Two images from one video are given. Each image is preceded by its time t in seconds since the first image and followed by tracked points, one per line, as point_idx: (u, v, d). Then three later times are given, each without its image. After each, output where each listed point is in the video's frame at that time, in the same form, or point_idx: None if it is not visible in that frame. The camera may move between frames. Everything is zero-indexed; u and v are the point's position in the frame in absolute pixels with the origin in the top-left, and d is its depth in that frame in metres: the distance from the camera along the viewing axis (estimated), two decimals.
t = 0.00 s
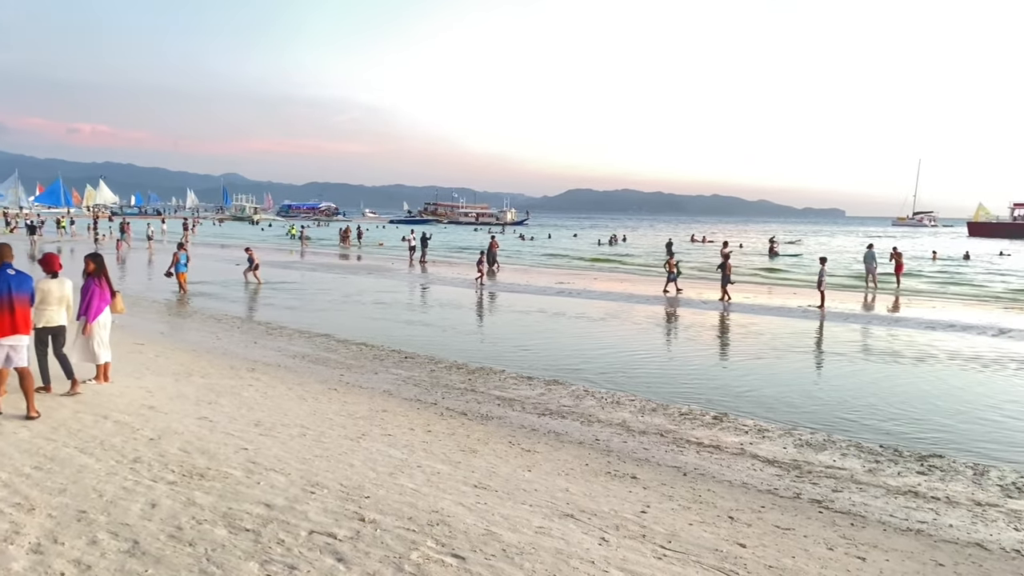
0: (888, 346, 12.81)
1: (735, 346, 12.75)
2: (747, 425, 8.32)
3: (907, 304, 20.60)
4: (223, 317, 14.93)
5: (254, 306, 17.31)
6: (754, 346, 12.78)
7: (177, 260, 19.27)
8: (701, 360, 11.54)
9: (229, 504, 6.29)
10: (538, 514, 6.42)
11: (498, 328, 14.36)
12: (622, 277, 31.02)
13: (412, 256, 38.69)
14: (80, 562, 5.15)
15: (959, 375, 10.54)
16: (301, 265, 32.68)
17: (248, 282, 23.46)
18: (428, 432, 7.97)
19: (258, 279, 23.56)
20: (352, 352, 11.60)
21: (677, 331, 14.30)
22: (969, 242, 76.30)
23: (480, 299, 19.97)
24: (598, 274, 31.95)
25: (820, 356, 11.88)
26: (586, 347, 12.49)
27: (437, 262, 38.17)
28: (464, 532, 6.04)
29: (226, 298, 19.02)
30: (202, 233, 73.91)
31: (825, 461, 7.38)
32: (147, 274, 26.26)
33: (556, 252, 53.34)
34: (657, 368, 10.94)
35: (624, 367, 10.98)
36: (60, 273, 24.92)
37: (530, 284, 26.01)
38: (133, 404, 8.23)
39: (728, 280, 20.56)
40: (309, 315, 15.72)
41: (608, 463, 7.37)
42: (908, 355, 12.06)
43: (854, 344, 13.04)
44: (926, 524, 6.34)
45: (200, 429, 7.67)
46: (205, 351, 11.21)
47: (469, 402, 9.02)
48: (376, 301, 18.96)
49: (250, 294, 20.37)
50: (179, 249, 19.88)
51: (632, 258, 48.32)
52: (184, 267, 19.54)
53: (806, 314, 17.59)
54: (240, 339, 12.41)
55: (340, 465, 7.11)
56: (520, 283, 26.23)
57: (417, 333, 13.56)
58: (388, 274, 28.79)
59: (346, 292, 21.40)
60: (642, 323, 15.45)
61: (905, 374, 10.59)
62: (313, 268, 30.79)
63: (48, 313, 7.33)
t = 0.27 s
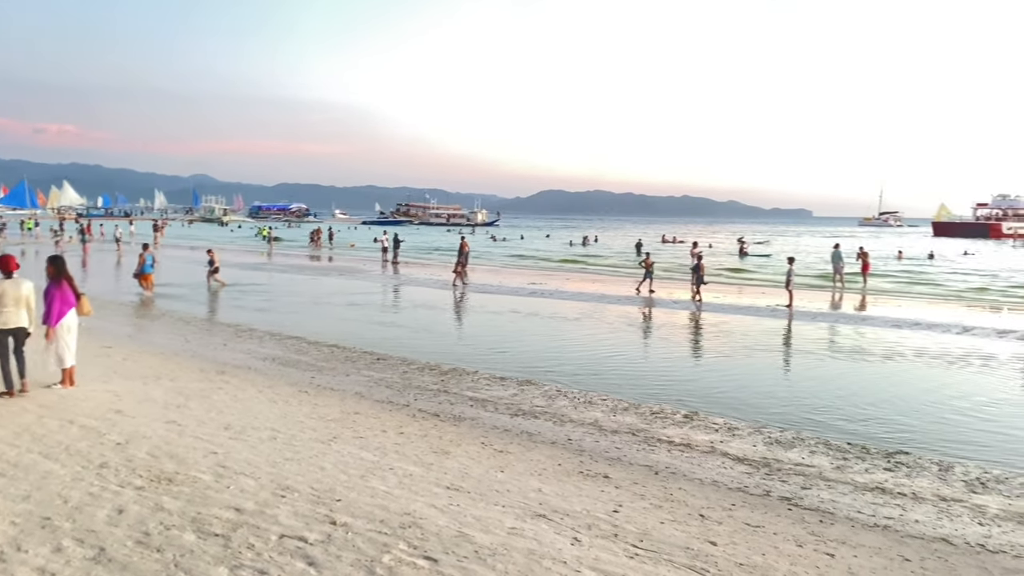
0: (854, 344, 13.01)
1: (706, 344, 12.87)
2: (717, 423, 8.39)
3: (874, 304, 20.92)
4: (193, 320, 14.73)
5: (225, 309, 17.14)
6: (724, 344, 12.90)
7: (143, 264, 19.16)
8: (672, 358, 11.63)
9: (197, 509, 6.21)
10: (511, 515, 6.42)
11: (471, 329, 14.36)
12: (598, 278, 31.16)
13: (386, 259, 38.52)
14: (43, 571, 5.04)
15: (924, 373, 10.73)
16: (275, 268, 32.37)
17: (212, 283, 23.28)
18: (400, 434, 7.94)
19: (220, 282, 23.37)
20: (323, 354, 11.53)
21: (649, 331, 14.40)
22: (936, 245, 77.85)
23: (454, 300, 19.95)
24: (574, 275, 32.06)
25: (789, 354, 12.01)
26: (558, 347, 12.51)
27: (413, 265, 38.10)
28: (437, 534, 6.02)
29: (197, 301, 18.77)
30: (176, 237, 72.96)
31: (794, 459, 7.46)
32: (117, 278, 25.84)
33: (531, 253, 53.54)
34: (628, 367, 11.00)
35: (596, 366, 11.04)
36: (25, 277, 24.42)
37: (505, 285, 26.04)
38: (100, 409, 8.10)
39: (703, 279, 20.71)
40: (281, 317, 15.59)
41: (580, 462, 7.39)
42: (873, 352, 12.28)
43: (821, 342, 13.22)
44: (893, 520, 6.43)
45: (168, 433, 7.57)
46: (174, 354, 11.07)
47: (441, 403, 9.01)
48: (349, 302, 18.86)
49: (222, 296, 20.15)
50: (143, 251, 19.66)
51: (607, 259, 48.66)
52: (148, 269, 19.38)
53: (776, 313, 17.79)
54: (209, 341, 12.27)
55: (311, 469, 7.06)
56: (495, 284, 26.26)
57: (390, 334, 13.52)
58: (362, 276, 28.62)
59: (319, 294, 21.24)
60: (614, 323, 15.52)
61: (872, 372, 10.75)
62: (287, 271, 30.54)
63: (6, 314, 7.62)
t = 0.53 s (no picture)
0: (821, 343, 13.18)
1: (675, 344, 12.99)
2: (687, 423, 8.46)
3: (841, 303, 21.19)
4: (162, 323, 14.53)
5: (196, 312, 16.94)
6: (693, 344, 13.03)
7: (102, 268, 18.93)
8: (642, 358, 11.71)
9: (165, 514, 6.13)
10: (483, 516, 6.41)
11: (443, 331, 14.35)
12: (573, 278, 31.28)
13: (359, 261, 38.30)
14: None
15: (889, 371, 10.91)
16: (248, 271, 32.04)
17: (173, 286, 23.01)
18: (371, 436, 7.91)
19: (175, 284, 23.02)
20: (293, 357, 11.45)
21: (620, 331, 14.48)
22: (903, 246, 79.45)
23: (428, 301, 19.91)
24: (549, 276, 32.16)
25: (757, 354, 12.14)
26: (529, 348, 12.53)
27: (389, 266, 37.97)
28: (409, 536, 6.00)
29: (166, 303, 18.51)
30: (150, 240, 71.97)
31: (764, 457, 7.54)
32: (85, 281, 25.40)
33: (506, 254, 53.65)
34: (598, 367, 11.06)
35: (566, 367, 11.08)
36: None
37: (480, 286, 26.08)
38: (64, 414, 7.97)
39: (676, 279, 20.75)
40: (253, 320, 15.45)
41: (552, 463, 7.40)
42: (839, 351, 12.48)
43: (788, 341, 13.38)
44: (860, 516, 6.52)
45: (135, 438, 7.47)
46: (140, 358, 10.92)
47: (412, 406, 8.99)
48: (322, 305, 18.73)
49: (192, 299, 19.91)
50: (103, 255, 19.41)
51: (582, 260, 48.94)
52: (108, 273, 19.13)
53: (744, 313, 17.97)
54: (176, 345, 12.12)
55: (281, 472, 7.00)
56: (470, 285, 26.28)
57: (362, 337, 13.46)
58: (335, 278, 28.42)
59: (291, 296, 21.06)
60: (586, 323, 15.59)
61: (839, 370, 10.90)
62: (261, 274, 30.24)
63: None
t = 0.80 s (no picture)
0: (783, 346, 13.42)
1: (643, 348, 13.13)
2: (656, 425, 8.56)
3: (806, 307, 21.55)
4: (128, 330, 14.33)
5: (164, 317, 16.74)
6: (660, 347, 13.17)
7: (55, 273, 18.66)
8: (611, 362, 11.82)
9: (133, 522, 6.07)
10: (455, 520, 6.44)
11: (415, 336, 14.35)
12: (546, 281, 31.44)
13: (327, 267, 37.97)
14: None
15: (852, 372, 11.13)
16: (220, 275, 31.69)
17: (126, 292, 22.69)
18: (342, 442, 7.90)
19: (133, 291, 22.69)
20: (262, 363, 11.39)
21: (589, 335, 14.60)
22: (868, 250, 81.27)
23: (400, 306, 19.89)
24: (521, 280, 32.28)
25: (723, 356, 12.31)
26: (498, 352, 12.59)
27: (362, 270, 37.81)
28: (380, 541, 6.01)
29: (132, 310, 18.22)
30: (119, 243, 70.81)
31: (731, 458, 7.64)
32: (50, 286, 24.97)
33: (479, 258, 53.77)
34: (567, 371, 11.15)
35: (536, 371, 11.15)
36: None
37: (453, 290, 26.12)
38: (28, 422, 7.85)
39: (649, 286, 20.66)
40: (222, 326, 15.33)
41: (523, 466, 7.45)
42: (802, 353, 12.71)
43: (753, 345, 13.59)
44: (825, 516, 6.64)
45: (101, 446, 7.40)
46: (106, 365, 10.78)
47: (383, 411, 8.99)
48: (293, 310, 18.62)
49: (160, 305, 19.66)
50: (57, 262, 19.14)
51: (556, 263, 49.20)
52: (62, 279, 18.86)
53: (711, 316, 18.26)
54: (142, 352, 11.99)
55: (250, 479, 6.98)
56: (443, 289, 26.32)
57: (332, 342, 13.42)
58: (305, 284, 28.23)
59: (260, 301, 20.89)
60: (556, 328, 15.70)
61: (803, 372, 11.10)
62: (233, 278, 29.95)
63: None
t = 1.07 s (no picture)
0: (738, 342, 13.64)
1: (599, 345, 13.23)
2: (614, 422, 8.60)
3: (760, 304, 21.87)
4: (80, 331, 13.99)
5: (117, 318, 16.39)
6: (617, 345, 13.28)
7: None
8: (568, 360, 11.88)
9: (81, 528, 5.92)
10: (412, 521, 6.40)
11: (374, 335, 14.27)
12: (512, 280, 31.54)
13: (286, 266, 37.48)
14: None
15: (806, 367, 11.36)
16: (180, 275, 31.13)
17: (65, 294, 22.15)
18: (297, 443, 7.82)
19: (74, 290, 21.97)
20: (215, 364, 11.23)
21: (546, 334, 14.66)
22: (820, 248, 83.50)
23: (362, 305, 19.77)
24: (488, 278, 32.32)
25: (680, 353, 12.45)
26: (456, 351, 12.59)
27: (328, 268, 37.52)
28: (337, 543, 5.95)
29: (85, 310, 17.79)
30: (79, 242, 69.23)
31: (688, 455, 7.72)
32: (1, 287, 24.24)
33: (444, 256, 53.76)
34: (524, 369, 11.17)
35: (493, 370, 11.16)
36: None
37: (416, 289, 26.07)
38: None
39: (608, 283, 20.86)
40: (178, 326, 15.07)
41: (481, 465, 7.44)
42: (756, 350, 12.92)
43: (708, 341, 13.78)
44: (780, 510, 6.73)
45: (47, 450, 7.21)
46: (54, 368, 10.52)
47: (339, 412, 8.91)
48: (251, 310, 18.37)
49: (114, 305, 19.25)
50: None
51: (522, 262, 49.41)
52: None
53: (669, 314, 18.52)
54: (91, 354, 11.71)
55: (203, 482, 6.86)
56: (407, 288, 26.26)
57: (289, 342, 13.28)
58: (264, 283, 27.82)
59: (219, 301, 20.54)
60: (515, 326, 15.73)
61: (758, 368, 11.29)
62: (194, 278, 29.45)
63: None
